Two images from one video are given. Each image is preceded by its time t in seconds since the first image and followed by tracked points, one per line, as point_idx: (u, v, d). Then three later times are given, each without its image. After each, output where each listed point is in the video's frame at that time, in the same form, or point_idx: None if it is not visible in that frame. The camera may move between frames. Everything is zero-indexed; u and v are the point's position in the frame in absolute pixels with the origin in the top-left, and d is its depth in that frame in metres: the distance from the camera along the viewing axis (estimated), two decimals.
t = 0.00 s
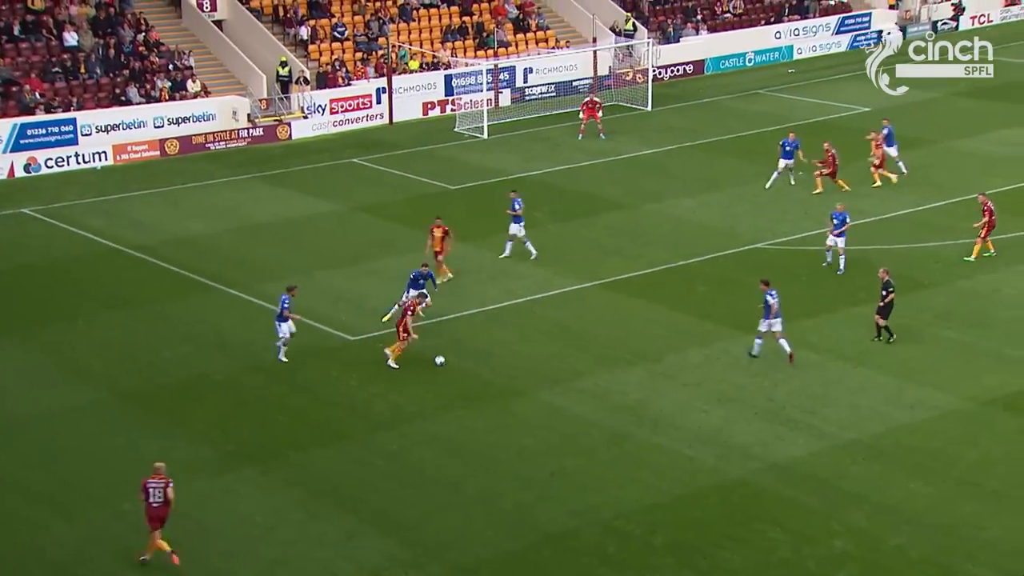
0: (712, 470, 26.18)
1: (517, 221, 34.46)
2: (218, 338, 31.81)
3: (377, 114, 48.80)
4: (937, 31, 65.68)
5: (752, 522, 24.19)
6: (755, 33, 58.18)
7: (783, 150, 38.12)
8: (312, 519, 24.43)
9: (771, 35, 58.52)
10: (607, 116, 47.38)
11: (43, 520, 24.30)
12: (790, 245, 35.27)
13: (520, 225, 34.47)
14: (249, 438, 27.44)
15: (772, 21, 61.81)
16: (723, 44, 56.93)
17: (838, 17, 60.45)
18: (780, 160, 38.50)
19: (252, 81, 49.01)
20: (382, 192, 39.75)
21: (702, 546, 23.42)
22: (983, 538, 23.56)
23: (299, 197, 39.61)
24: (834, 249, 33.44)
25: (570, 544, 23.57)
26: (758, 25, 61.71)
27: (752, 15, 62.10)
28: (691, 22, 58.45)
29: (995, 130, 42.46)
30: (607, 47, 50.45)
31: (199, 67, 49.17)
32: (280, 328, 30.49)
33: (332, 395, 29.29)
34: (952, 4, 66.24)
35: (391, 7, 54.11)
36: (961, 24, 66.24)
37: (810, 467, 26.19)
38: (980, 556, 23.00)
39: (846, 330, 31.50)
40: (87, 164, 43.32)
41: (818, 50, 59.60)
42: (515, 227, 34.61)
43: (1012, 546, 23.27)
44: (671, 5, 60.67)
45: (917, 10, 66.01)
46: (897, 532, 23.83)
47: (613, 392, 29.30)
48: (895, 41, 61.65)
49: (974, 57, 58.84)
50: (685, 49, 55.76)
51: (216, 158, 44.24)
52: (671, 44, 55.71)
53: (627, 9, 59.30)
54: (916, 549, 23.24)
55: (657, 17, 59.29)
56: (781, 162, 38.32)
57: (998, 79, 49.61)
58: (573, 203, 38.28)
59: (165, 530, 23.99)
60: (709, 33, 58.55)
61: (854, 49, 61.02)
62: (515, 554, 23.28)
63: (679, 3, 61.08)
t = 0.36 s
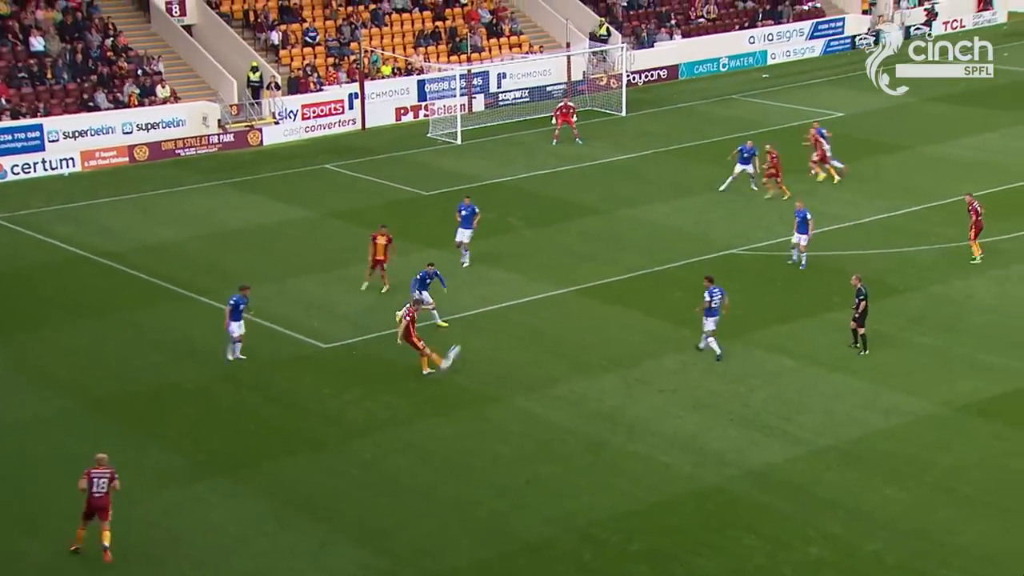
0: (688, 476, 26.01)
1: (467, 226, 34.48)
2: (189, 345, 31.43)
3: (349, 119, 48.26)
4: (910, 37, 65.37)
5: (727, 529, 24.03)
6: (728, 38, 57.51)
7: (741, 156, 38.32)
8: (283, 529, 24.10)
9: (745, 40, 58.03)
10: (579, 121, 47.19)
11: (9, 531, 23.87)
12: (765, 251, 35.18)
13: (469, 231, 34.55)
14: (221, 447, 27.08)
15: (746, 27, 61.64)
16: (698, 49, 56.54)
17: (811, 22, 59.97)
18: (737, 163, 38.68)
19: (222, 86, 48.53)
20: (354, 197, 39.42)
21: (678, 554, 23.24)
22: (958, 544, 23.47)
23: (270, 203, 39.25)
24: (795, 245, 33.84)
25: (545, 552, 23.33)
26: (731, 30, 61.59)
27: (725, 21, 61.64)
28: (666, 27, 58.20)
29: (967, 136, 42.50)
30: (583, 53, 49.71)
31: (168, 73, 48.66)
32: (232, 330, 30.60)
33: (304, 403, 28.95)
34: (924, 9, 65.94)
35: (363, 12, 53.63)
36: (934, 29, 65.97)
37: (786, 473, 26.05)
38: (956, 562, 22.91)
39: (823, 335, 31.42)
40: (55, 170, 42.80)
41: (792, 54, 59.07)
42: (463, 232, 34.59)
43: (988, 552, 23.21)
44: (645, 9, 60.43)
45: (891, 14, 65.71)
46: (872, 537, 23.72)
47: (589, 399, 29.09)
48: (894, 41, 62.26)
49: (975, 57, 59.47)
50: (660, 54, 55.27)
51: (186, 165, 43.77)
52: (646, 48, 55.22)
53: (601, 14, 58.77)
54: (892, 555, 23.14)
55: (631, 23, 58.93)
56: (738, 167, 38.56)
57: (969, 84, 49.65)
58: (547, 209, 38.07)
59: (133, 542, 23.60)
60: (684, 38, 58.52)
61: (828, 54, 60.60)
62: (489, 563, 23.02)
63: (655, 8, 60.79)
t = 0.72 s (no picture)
0: (655, 492, 25.65)
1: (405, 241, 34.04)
2: (146, 362, 30.74)
3: (310, 132, 47.52)
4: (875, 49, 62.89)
5: (694, 546, 23.68)
6: (692, 49, 55.74)
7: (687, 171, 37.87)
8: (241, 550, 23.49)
9: (709, 52, 56.27)
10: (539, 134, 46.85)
11: None
12: (731, 264, 34.95)
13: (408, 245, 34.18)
14: (180, 466, 26.45)
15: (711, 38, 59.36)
16: (660, 60, 54.84)
17: (776, 33, 58.49)
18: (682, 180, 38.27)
19: (179, 99, 47.70)
20: (314, 211, 38.83)
21: (644, 571, 22.85)
22: (926, 559, 23.23)
23: (228, 218, 38.60)
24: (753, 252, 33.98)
25: (510, 571, 22.86)
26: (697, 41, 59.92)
27: (690, 32, 59.38)
28: (629, 39, 56.36)
29: (928, 149, 42.44)
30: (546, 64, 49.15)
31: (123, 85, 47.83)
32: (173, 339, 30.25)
33: (265, 421, 28.35)
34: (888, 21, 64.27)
35: (324, 23, 52.58)
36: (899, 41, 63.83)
37: (753, 488, 25.75)
38: None
39: (789, 348, 31.19)
40: (6, 184, 41.81)
41: (756, 67, 57.52)
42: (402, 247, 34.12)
43: (956, 566, 22.99)
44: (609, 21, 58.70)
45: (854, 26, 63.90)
46: (840, 553, 23.44)
47: (554, 414, 28.68)
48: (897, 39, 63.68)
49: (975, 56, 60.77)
50: (625, 66, 53.73)
51: (141, 179, 42.96)
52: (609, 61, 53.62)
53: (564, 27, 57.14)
54: (859, 571, 22.86)
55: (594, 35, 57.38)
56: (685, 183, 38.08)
57: (928, 94, 49.58)
58: (511, 224, 37.66)
59: (87, 566, 22.93)
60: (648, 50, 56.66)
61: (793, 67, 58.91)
62: None
63: (619, 19, 59.02)
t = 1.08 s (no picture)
0: (629, 520, 25.00)
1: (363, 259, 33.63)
2: (109, 390, 29.93)
3: (277, 155, 46.70)
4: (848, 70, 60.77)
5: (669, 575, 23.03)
6: (665, 69, 54.42)
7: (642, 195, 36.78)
8: None
9: (681, 72, 54.83)
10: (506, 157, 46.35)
11: None
12: (704, 287, 34.51)
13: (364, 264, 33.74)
14: (144, 496, 25.69)
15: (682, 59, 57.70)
16: (633, 80, 53.50)
17: (749, 54, 56.61)
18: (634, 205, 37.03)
19: (142, 121, 46.90)
20: (281, 236, 38.09)
21: None
22: None
23: (193, 242, 37.84)
24: (725, 269, 33.91)
25: None
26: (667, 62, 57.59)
27: (661, 53, 57.88)
28: (601, 60, 55.13)
29: (900, 171, 42.10)
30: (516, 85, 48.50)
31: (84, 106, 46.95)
32: (124, 363, 29.50)
33: (230, 450, 27.56)
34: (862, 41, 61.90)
35: (291, 44, 51.81)
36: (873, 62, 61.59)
37: (729, 515, 25.15)
38: None
39: (766, 372, 30.69)
40: None
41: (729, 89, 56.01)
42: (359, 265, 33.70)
43: None
44: (580, 42, 56.90)
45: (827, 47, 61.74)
46: None
47: (527, 441, 28.03)
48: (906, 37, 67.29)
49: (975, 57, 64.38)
50: (598, 86, 52.47)
51: (103, 203, 42.09)
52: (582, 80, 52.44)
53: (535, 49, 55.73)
54: None
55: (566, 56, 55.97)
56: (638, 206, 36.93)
57: (899, 115, 49.24)
58: (482, 248, 37.08)
59: None
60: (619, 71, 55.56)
61: (766, 88, 57.28)
62: None
63: (590, 40, 57.28)
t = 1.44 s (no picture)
0: (605, 543, 24.33)
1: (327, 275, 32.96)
2: (72, 412, 29.10)
3: (245, 171, 45.89)
4: (826, 85, 60.01)
5: None
6: (642, 83, 53.90)
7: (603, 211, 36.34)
8: None
9: (659, 87, 54.32)
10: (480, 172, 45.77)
11: None
12: (683, 304, 33.96)
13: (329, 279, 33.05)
14: (107, 522, 24.89)
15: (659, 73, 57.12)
16: (609, 95, 53.02)
17: (727, 68, 55.98)
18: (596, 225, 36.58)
19: (107, 136, 45.99)
20: (250, 253, 37.33)
21: None
22: None
23: (160, 260, 37.04)
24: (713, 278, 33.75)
25: None
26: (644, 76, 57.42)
27: (638, 67, 57.41)
28: (577, 74, 54.60)
29: (877, 187, 41.70)
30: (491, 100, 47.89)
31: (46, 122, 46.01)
32: (85, 384, 28.67)
33: (196, 473, 26.77)
34: (839, 55, 60.89)
35: (260, 58, 50.99)
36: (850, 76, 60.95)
37: (709, 537, 24.52)
38: None
39: (746, 391, 30.11)
40: None
41: (706, 104, 55.46)
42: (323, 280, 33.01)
43: None
44: (556, 56, 56.33)
45: (805, 62, 60.64)
46: None
47: (501, 463, 27.35)
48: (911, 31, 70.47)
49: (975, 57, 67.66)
50: (574, 101, 51.98)
51: (68, 220, 41.23)
52: (558, 95, 51.92)
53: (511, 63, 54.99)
54: None
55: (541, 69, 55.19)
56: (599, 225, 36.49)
57: (876, 130, 48.88)
58: (457, 264, 36.41)
59: None
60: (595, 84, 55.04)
61: (744, 102, 56.72)
62: None
63: (566, 54, 56.72)
